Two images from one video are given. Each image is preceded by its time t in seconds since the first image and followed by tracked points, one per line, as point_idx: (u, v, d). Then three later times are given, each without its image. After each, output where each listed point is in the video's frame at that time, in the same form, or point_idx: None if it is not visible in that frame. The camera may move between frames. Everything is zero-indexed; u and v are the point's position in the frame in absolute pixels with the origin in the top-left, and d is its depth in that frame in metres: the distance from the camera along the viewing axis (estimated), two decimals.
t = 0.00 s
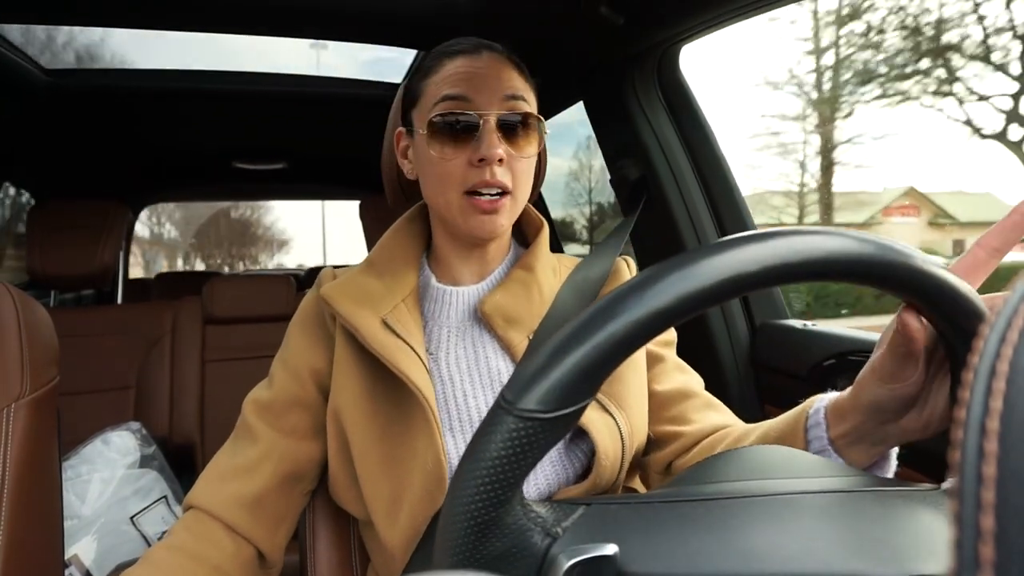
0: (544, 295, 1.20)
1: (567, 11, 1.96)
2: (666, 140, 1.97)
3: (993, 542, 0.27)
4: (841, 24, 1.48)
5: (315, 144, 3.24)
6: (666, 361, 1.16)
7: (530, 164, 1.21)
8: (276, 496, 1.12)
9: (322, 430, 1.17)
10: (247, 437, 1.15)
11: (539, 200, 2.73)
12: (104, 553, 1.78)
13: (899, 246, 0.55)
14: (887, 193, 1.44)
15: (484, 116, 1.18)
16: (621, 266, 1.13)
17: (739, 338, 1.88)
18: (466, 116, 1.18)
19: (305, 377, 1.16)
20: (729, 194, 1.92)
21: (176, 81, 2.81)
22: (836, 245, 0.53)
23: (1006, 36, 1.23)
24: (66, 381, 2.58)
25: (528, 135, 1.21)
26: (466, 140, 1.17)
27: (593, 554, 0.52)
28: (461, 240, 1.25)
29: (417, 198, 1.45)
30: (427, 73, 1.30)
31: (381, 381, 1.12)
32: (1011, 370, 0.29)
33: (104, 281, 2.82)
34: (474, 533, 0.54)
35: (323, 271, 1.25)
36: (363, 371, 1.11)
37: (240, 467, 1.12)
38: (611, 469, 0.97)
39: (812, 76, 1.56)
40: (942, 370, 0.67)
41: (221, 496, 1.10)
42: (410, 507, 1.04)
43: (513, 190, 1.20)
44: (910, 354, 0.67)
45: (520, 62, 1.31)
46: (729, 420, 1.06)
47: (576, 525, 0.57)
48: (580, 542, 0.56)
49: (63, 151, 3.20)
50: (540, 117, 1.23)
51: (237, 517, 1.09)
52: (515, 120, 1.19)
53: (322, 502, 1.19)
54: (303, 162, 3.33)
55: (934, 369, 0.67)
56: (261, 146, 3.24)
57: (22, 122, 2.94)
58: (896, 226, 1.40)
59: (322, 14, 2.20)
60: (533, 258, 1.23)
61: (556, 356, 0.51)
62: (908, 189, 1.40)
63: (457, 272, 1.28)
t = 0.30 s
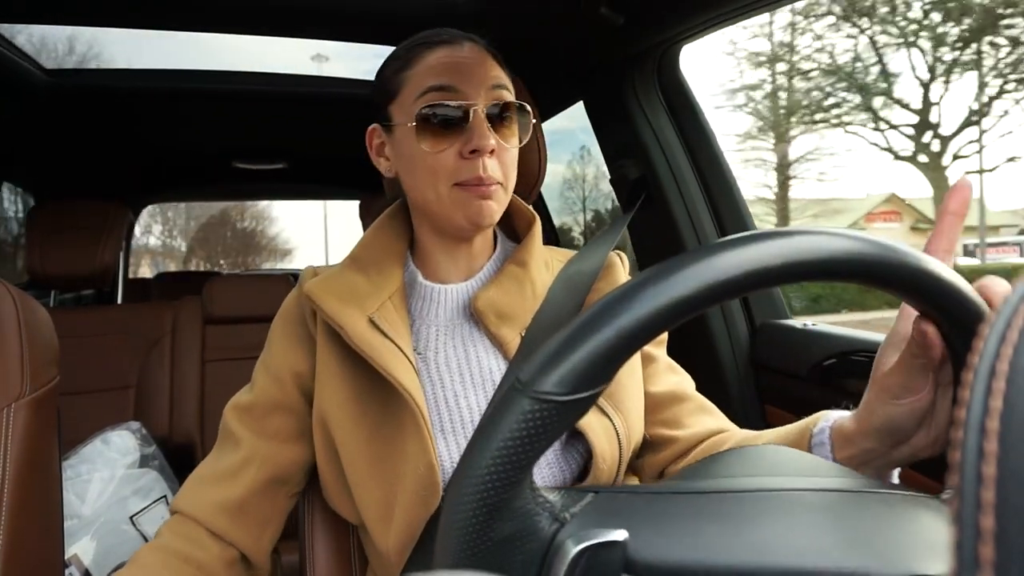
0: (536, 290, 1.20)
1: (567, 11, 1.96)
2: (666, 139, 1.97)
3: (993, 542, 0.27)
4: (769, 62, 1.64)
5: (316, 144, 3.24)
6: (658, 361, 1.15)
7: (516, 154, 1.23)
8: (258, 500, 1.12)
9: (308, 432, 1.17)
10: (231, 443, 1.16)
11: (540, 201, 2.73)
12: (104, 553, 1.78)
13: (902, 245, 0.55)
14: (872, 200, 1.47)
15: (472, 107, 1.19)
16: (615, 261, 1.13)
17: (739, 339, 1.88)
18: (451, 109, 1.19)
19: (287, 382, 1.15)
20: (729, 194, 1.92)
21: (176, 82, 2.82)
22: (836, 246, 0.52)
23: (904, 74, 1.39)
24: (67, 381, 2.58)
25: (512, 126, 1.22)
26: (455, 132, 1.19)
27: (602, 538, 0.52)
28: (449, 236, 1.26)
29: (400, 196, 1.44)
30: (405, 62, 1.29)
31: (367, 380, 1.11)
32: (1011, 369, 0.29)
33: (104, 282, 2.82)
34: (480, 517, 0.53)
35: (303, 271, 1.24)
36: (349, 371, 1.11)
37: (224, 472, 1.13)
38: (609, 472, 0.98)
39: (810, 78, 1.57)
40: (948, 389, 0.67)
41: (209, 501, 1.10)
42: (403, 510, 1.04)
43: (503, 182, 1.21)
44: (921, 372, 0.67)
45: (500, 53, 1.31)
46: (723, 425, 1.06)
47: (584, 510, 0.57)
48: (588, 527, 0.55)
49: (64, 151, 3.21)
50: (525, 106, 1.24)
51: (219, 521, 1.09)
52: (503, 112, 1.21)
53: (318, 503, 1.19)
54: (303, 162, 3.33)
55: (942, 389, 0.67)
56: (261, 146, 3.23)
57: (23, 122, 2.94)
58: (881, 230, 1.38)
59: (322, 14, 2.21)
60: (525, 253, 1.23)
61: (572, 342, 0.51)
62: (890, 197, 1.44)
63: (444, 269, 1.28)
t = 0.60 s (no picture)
0: (539, 288, 1.21)
1: (568, 8, 1.96)
2: (666, 134, 1.97)
3: (992, 536, 0.28)
4: (722, 93, 1.82)
5: (316, 140, 3.24)
6: (659, 368, 1.17)
7: (511, 148, 1.23)
8: (266, 494, 1.13)
9: (313, 427, 1.18)
10: (239, 436, 1.16)
11: (540, 198, 2.73)
12: (105, 548, 1.78)
13: (906, 240, 0.55)
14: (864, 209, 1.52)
15: (467, 101, 1.20)
16: (616, 262, 1.15)
17: (739, 336, 1.88)
18: (447, 103, 1.19)
19: (296, 374, 1.17)
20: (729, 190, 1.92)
21: (176, 77, 2.81)
22: (840, 244, 0.53)
23: (878, 80, 1.46)
24: (68, 376, 2.59)
25: (508, 119, 1.23)
26: (451, 126, 1.20)
27: (633, 497, 0.50)
28: (452, 231, 1.26)
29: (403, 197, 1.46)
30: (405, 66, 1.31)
31: (372, 375, 1.12)
32: (1011, 365, 0.30)
33: (104, 278, 2.83)
34: (508, 464, 0.51)
35: (312, 267, 1.25)
36: (355, 366, 1.12)
37: (231, 465, 1.13)
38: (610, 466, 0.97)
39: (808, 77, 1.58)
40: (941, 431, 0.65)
41: (212, 495, 1.10)
42: (405, 506, 1.04)
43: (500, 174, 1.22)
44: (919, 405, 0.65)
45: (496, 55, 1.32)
46: (720, 432, 1.07)
47: (611, 473, 0.54)
48: (614, 487, 0.52)
49: (63, 146, 3.21)
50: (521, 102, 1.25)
51: (225, 513, 1.09)
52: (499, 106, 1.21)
53: (320, 499, 1.19)
54: (303, 158, 3.33)
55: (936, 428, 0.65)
56: (261, 142, 3.23)
57: (22, 117, 2.94)
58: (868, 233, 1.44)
59: (321, 10, 2.21)
60: (528, 252, 1.24)
61: (627, 300, 0.51)
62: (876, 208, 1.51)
63: (447, 267, 1.29)
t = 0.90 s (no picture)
0: (536, 291, 1.21)
1: (568, 11, 1.96)
2: (666, 138, 1.97)
3: (993, 543, 0.27)
4: (721, 95, 1.82)
5: (316, 144, 3.23)
6: (654, 382, 1.17)
7: (498, 145, 1.24)
8: (263, 500, 1.12)
9: (308, 432, 1.18)
10: (235, 441, 1.16)
11: (540, 202, 2.72)
12: (104, 553, 1.77)
13: (907, 245, 0.55)
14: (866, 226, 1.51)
15: (455, 99, 1.20)
16: (614, 266, 1.14)
17: (739, 341, 1.87)
18: (434, 102, 1.20)
19: (291, 380, 1.17)
20: (728, 194, 1.92)
21: (177, 82, 2.82)
22: (846, 249, 0.52)
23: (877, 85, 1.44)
24: (68, 381, 2.58)
25: (496, 118, 1.23)
26: (438, 125, 1.20)
27: (672, 456, 0.48)
28: (443, 234, 1.26)
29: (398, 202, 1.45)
30: (393, 67, 1.32)
31: (367, 378, 1.12)
32: (1011, 371, 0.29)
33: (104, 282, 2.83)
34: (556, 409, 0.51)
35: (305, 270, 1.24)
36: (347, 370, 1.12)
37: (229, 470, 1.12)
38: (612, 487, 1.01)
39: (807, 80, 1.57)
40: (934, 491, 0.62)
41: (209, 501, 1.10)
42: (401, 511, 1.04)
43: (487, 172, 1.22)
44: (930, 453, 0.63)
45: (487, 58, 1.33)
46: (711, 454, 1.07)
47: (653, 432, 0.53)
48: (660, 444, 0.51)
49: (64, 151, 3.21)
50: (508, 101, 1.25)
51: (222, 520, 1.08)
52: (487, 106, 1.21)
53: (318, 504, 1.19)
54: (304, 163, 3.32)
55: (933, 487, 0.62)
56: (262, 146, 3.23)
57: (23, 123, 2.95)
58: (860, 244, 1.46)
59: (322, 14, 2.20)
60: (525, 256, 1.24)
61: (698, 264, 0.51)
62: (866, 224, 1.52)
63: (440, 270, 1.28)
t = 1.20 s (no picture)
0: (548, 301, 1.20)
1: (568, 11, 1.95)
2: (666, 139, 1.97)
3: (993, 544, 0.27)
4: (721, 96, 1.82)
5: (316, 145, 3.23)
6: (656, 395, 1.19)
7: (498, 148, 1.23)
8: (265, 504, 1.12)
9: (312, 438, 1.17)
10: (237, 445, 1.15)
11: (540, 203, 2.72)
12: (104, 554, 1.77)
13: (915, 249, 0.55)
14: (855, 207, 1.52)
15: (448, 105, 1.19)
16: (625, 274, 1.17)
17: (740, 343, 1.87)
18: (429, 109, 1.19)
19: (295, 386, 1.16)
20: (728, 194, 1.92)
21: (177, 82, 2.82)
22: (863, 253, 0.52)
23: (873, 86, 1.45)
24: (68, 382, 2.59)
25: (493, 121, 1.22)
26: (432, 131, 1.19)
27: (732, 415, 0.49)
28: (449, 242, 1.26)
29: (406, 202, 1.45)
30: (387, 71, 1.31)
31: (374, 387, 1.12)
32: (1012, 371, 0.29)
33: (103, 283, 2.83)
34: (629, 351, 0.51)
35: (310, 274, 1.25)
36: (354, 378, 1.12)
37: (230, 475, 1.12)
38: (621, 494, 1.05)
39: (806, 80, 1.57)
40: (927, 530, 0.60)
41: (211, 505, 1.10)
42: (405, 521, 1.05)
43: (488, 176, 1.22)
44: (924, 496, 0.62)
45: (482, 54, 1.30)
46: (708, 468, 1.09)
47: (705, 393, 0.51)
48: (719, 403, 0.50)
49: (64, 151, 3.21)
50: (505, 102, 1.24)
51: (224, 524, 1.08)
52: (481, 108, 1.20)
53: (319, 509, 1.19)
54: (303, 164, 3.32)
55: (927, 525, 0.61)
56: (261, 147, 3.22)
57: (24, 124, 2.95)
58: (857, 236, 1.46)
59: (323, 14, 2.20)
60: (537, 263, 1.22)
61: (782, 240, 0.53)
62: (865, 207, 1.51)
63: (448, 278, 1.28)
